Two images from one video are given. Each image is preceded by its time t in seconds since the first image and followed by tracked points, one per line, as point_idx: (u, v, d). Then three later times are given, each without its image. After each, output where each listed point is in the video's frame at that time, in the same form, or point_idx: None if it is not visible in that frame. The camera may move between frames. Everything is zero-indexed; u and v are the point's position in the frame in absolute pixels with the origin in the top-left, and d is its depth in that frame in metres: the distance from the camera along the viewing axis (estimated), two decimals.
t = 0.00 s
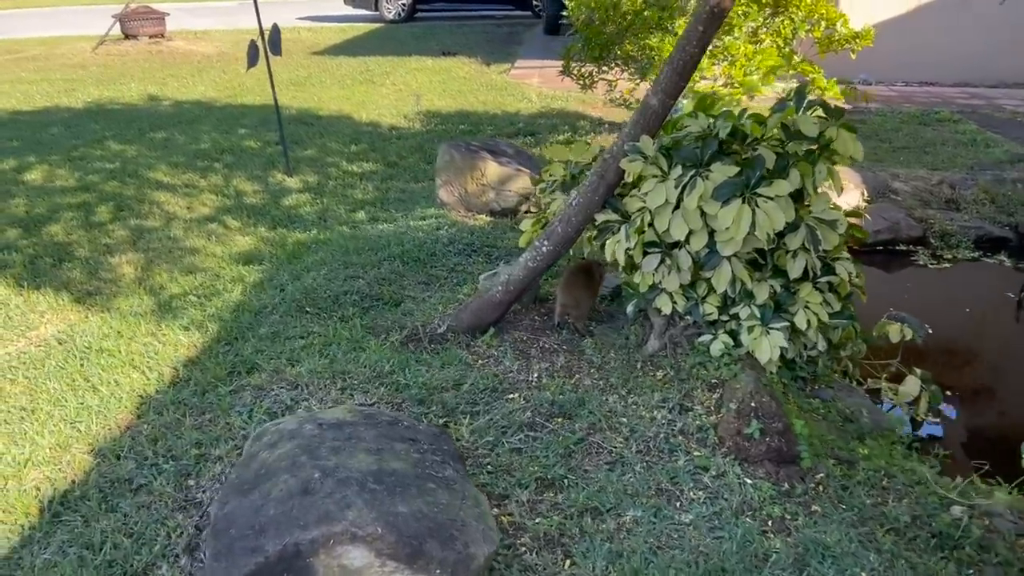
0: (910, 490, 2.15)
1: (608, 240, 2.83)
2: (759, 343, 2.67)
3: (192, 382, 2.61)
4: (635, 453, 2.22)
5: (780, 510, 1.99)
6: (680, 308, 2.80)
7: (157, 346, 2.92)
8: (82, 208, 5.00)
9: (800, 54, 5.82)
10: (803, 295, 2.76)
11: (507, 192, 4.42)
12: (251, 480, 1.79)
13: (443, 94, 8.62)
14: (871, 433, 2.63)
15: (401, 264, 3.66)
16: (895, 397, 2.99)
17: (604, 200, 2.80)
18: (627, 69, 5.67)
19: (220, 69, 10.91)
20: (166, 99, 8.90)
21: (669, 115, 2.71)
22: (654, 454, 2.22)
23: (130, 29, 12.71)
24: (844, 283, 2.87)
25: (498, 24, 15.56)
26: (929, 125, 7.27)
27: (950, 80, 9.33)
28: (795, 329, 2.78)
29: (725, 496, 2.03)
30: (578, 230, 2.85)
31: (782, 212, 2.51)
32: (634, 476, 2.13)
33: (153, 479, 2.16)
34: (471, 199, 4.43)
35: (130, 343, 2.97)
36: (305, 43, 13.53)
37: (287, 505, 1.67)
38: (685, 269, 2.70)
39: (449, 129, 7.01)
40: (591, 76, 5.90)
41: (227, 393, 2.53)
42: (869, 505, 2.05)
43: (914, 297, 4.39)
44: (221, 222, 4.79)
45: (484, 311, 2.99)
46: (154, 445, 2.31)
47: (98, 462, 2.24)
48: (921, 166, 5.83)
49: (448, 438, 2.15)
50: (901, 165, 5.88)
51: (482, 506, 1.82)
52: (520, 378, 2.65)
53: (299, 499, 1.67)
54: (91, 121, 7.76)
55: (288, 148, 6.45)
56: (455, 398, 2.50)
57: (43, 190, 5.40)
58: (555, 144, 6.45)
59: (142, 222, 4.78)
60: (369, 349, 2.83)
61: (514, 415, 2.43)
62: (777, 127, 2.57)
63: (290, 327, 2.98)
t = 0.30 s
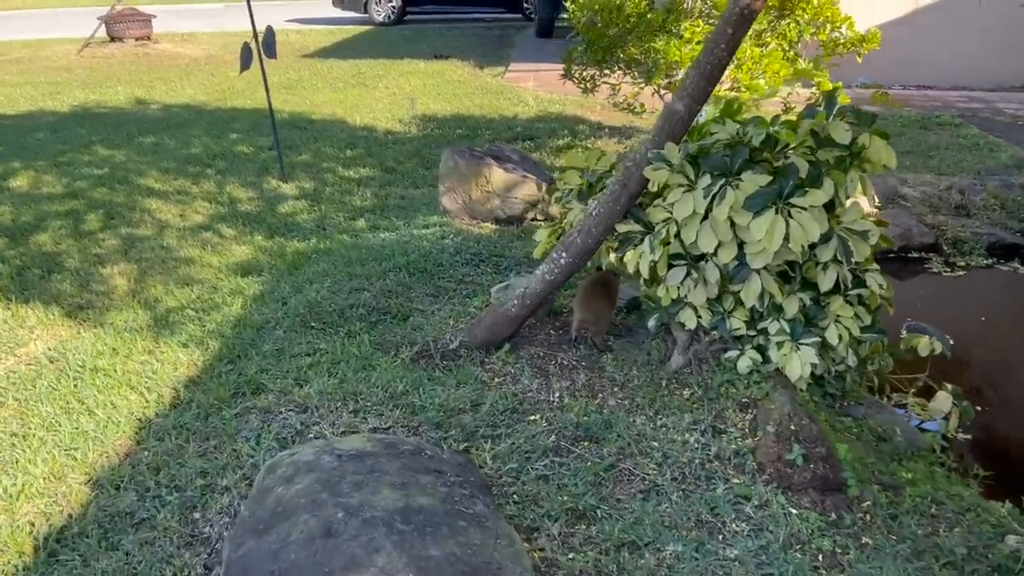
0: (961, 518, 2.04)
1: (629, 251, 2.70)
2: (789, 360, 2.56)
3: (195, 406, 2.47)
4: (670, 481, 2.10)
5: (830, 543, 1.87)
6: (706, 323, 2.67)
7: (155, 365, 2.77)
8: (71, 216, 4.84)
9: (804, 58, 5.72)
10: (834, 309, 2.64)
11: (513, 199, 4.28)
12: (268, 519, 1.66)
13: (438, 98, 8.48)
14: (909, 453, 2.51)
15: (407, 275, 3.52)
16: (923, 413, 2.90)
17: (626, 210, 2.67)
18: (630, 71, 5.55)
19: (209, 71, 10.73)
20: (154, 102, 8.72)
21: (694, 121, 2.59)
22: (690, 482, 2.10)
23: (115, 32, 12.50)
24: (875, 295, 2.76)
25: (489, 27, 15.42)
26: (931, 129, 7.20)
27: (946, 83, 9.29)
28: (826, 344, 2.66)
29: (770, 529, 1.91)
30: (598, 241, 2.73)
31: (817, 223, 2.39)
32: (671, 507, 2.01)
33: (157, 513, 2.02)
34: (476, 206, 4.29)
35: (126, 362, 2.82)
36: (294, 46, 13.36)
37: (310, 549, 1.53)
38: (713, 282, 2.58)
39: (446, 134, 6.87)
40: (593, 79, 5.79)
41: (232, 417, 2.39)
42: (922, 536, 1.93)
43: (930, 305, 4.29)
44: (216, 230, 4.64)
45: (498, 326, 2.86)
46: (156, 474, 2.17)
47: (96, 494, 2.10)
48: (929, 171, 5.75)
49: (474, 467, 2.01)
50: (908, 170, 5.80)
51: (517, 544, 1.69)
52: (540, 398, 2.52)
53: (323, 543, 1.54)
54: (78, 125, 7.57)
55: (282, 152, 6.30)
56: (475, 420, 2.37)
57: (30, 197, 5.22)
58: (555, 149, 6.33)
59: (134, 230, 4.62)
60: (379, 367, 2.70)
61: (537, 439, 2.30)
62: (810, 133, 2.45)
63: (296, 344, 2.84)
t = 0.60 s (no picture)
0: (1016, 556, 1.94)
1: (651, 271, 2.59)
2: (820, 384, 2.45)
3: (197, 442, 2.33)
4: (709, 520, 1.99)
5: None
6: (731, 346, 2.56)
7: (153, 397, 2.63)
8: (56, 232, 4.68)
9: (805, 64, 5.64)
10: (865, 330, 2.54)
11: (516, 213, 4.14)
12: None
13: (429, 106, 8.36)
14: (947, 481, 2.41)
15: (412, 294, 3.40)
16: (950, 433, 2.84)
17: (647, 229, 2.56)
18: (629, 80, 5.46)
19: (192, 80, 10.56)
20: (138, 113, 8.54)
21: (718, 137, 2.49)
22: (730, 521, 1.98)
23: (96, 40, 12.29)
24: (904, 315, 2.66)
25: (476, 34, 15.32)
26: (928, 136, 7.15)
27: (939, 89, 9.27)
28: (856, 367, 2.55)
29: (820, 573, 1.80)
30: (617, 262, 2.61)
31: (851, 243, 2.28)
32: (712, 549, 1.89)
33: (162, 564, 1.88)
34: (478, 221, 4.18)
35: (122, 393, 2.68)
36: (279, 53, 13.19)
37: None
38: (740, 304, 2.47)
39: (439, 144, 6.74)
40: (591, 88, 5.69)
41: (238, 454, 2.25)
42: None
43: (943, 317, 4.20)
44: (208, 247, 4.49)
45: (512, 351, 2.74)
46: (159, 519, 2.03)
47: (96, 544, 1.96)
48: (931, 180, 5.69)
49: (503, 510, 1.89)
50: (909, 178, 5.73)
51: None
52: (562, 428, 2.40)
53: None
54: (60, 136, 7.39)
55: (272, 164, 6.16)
56: (496, 454, 2.24)
57: (12, 213, 5.05)
58: (552, 159, 6.22)
59: (122, 247, 4.47)
60: (390, 396, 2.57)
61: (564, 473, 2.17)
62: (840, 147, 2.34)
63: (300, 372, 2.71)
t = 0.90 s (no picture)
0: None
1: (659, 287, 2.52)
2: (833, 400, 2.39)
3: (195, 472, 2.24)
4: (732, 546, 1.93)
5: None
6: (742, 362, 2.51)
7: (145, 424, 2.54)
8: (36, 250, 4.55)
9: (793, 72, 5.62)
10: (877, 344, 2.49)
11: (511, 225, 4.07)
12: None
13: (413, 116, 8.29)
14: (965, 497, 2.37)
15: (409, 311, 3.32)
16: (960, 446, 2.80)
17: (655, 244, 2.50)
18: (618, 88, 5.41)
19: (170, 91, 10.41)
20: (116, 125, 8.40)
21: (726, 149, 2.44)
22: (754, 547, 1.92)
23: (70, 51, 12.10)
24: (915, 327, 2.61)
25: (455, 42, 15.26)
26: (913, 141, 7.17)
27: (920, 94, 9.31)
28: (869, 382, 2.50)
29: None
30: (624, 277, 2.55)
31: (866, 256, 2.24)
32: None
33: None
34: (472, 234, 4.11)
35: (112, 420, 2.58)
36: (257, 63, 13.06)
37: None
38: (751, 320, 2.41)
39: (425, 154, 6.67)
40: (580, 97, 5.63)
41: (238, 485, 2.16)
42: None
43: (940, 325, 4.17)
44: (194, 263, 4.39)
45: (516, 370, 2.67)
46: (158, 557, 1.93)
47: None
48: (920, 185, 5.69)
49: (521, 542, 1.81)
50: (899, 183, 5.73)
51: None
52: (572, 449, 2.33)
53: None
54: (36, 150, 7.23)
55: (256, 176, 6.06)
56: (506, 479, 2.17)
57: None
58: (540, 168, 6.16)
59: (105, 265, 4.35)
60: (394, 419, 2.49)
61: (578, 499, 2.10)
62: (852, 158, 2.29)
63: (298, 396, 2.63)
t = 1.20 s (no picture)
0: None
1: (672, 302, 2.47)
2: (851, 414, 2.35)
3: (200, 507, 2.15)
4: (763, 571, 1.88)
5: None
6: (757, 377, 2.46)
7: (142, 455, 2.44)
8: (15, 272, 4.41)
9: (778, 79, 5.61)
10: (893, 355, 2.45)
11: (506, 238, 4.01)
12: None
13: (394, 127, 8.21)
14: (987, 510, 2.34)
15: (408, 329, 3.24)
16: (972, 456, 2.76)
17: (666, 258, 2.45)
18: (605, 98, 5.37)
19: (145, 105, 10.24)
20: (91, 140, 8.23)
21: (738, 160, 2.39)
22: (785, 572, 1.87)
23: (40, 65, 11.87)
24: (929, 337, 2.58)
25: (432, 51, 15.20)
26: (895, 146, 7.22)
27: (898, 98, 9.35)
28: (885, 394, 2.46)
29: None
30: (635, 293, 2.49)
31: (885, 268, 2.20)
32: None
33: None
34: (466, 247, 4.04)
35: (107, 452, 2.48)
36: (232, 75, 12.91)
37: None
38: (767, 334, 2.36)
39: (410, 166, 6.59)
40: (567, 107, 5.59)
41: (247, 519, 2.08)
42: None
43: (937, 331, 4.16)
44: (181, 282, 4.28)
45: (525, 389, 2.60)
46: None
47: None
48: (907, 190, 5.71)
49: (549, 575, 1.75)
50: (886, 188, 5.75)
51: None
52: (589, 472, 2.27)
53: None
54: (9, 167, 7.06)
55: (239, 191, 5.95)
56: (525, 506, 2.11)
57: None
58: (528, 178, 6.10)
59: (88, 286, 4.23)
60: (403, 444, 2.42)
61: (601, 525, 2.04)
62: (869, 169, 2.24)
63: (301, 422, 2.54)
